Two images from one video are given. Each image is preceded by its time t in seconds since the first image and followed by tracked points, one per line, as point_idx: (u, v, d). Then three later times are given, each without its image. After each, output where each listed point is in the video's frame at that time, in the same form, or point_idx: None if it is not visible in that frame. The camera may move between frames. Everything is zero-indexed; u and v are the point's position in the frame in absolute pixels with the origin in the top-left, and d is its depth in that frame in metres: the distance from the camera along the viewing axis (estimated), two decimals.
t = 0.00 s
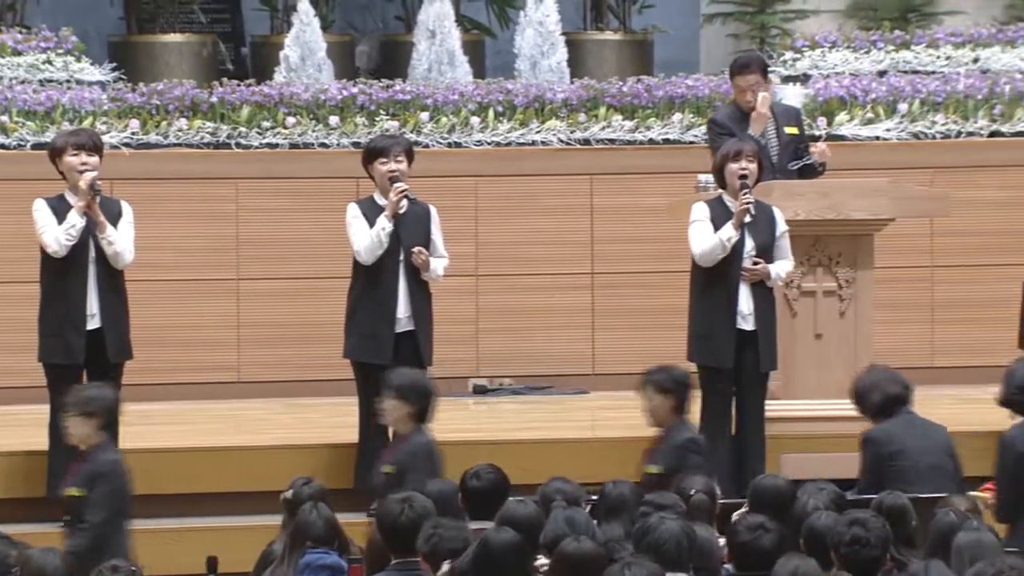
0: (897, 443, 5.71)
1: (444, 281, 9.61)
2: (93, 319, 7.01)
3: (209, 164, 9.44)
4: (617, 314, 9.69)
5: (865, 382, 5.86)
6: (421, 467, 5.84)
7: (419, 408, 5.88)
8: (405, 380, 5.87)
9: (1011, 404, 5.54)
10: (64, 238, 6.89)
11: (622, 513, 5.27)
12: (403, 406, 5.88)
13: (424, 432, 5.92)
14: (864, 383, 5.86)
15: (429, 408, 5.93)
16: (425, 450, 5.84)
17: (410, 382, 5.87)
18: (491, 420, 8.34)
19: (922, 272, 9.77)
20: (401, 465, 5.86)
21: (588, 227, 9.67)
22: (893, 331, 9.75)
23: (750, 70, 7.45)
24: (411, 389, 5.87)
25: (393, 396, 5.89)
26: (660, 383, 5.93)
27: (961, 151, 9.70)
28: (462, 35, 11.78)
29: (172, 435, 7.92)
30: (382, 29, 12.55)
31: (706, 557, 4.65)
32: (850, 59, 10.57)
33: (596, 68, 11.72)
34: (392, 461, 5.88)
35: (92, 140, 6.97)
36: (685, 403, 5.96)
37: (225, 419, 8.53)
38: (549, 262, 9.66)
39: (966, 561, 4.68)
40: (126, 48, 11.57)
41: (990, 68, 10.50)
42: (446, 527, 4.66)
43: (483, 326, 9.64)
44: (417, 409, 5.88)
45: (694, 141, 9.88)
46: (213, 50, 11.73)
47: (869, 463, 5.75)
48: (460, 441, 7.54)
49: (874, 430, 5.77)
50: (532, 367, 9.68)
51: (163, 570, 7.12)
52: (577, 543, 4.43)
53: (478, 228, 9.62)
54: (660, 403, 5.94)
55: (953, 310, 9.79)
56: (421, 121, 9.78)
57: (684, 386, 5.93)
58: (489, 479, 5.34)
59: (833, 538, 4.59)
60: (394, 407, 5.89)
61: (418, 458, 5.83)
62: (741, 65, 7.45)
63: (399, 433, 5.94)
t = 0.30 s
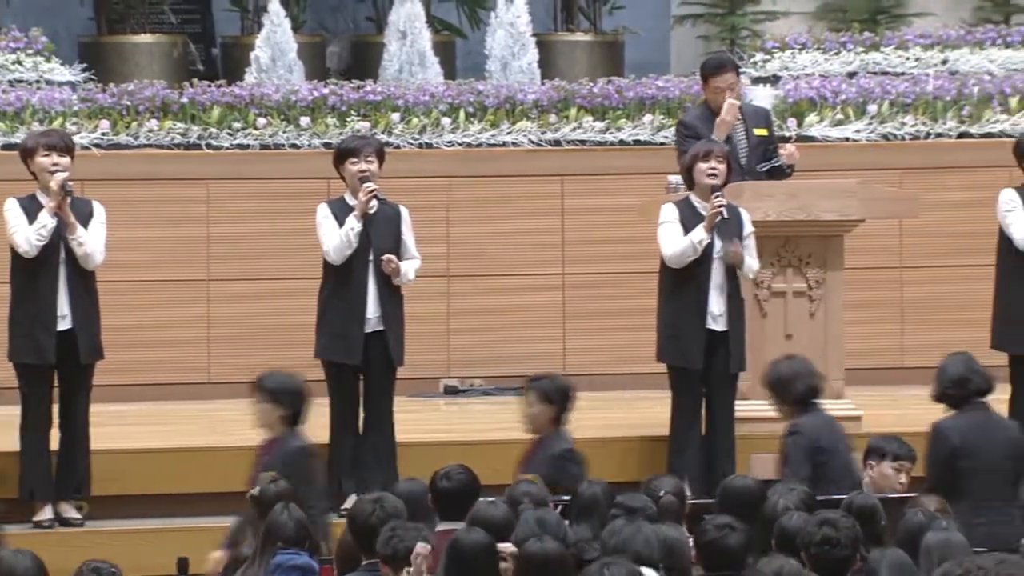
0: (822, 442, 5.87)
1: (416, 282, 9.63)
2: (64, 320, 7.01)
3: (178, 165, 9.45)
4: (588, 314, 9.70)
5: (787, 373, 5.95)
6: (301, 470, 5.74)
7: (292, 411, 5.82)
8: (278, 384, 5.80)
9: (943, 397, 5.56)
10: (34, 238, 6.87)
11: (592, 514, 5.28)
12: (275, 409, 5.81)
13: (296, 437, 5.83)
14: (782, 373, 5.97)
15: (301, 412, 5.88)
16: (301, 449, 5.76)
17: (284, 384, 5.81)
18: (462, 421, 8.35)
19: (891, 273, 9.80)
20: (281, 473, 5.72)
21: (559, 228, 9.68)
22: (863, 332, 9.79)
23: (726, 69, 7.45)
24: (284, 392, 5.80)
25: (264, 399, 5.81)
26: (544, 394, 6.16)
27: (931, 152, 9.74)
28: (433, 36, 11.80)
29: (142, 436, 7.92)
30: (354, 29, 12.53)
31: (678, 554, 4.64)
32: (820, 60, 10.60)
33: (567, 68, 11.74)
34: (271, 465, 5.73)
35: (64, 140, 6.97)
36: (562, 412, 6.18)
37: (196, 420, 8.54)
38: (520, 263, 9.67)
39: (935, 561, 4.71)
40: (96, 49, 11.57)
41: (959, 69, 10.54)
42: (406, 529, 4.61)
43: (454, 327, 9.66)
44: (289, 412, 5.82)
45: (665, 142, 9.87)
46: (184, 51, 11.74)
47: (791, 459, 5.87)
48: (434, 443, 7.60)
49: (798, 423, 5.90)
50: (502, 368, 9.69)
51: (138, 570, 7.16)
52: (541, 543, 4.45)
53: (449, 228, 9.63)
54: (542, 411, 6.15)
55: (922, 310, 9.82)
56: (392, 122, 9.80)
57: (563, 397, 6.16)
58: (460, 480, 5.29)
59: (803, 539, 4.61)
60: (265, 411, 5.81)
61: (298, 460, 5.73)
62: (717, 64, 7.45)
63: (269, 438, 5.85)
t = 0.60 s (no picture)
0: (733, 445, 5.85)
1: (386, 283, 9.63)
2: (31, 322, 7.00)
3: (148, 167, 9.45)
4: (558, 316, 9.72)
5: (699, 370, 5.88)
6: (171, 467, 5.46)
7: (162, 406, 5.54)
8: (148, 379, 5.54)
9: (874, 398, 5.84)
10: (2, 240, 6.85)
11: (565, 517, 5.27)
12: (145, 405, 5.53)
13: (170, 432, 5.55)
14: (695, 370, 5.90)
15: (175, 407, 5.60)
16: (172, 446, 5.47)
17: (152, 380, 5.54)
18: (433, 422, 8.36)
19: (861, 274, 9.83)
20: (150, 469, 5.44)
21: (529, 230, 9.70)
22: (833, 334, 9.81)
23: (702, 74, 7.51)
24: (153, 386, 5.53)
25: (133, 393, 5.54)
26: (426, 390, 5.92)
27: (901, 154, 9.77)
28: (404, 38, 11.81)
29: (112, 437, 7.91)
30: (324, 31, 12.50)
31: (645, 555, 4.73)
32: (790, 62, 10.62)
33: (538, 70, 11.75)
34: (139, 461, 5.45)
35: (34, 142, 6.96)
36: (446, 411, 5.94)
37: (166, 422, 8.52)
38: (490, 264, 9.69)
39: (905, 561, 4.72)
40: (66, 50, 11.55)
41: (929, 71, 10.59)
42: (372, 528, 4.54)
43: (425, 329, 9.67)
44: (159, 408, 5.54)
45: (635, 144, 9.88)
46: (154, 52, 11.73)
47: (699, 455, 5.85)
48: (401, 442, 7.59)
49: (711, 425, 5.87)
50: (473, 369, 9.70)
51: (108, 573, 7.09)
52: (509, 545, 4.46)
53: (420, 230, 9.64)
54: (422, 408, 5.91)
55: (891, 312, 9.84)
56: (362, 123, 9.81)
57: (446, 395, 5.92)
58: (427, 481, 5.28)
59: (772, 539, 4.61)
60: (133, 407, 5.53)
61: (168, 457, 5.45)
62: (693, 69, 7.52)
63: (140, 435, 5.57)
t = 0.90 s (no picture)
0: (620, 451, 5.84)
1: (358, 284, 9.64)
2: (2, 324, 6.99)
3: (120, 168, 9.43)
4: (530, 317, 9.73)
5: (605, 373, 5.82)
6: (33, 477, 5.23)
7: (30, 420, 5.33)
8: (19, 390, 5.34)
9: (790, 402, 5.80)
10: None
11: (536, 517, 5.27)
12: (13, 418, 5.32)
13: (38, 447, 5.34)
14: (596, 372, 5.82)
15: (44, 421, 5.39)
16: (37, 457, 5.25)
17: (22, 392, 5.34)
18: (405, 423, 8.37)
19: (831, 275, 9.86)
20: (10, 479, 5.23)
21: (501, 231, 9.70)
22: (803, 334, 9.85)
23: (680, 75, 7.51)
24: (23, 399, 5.33)
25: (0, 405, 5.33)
26: (303, 389, 5.96)
27: (872, 155, 9.80)
28: (376, 39, 11.83)
29: (83, 439, 7.90)
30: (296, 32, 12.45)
31: (615, 558, 4.63)
32: (761, 64, 10.64)
33: (509, 71, 11.76)
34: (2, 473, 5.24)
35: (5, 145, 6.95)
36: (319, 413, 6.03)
37: (138, 423, 8.52)
38: (461, 265, 9.69)
39: (876, 561, 4.74)
40: (37, 50, 11.54)
41: (899, 73, 10.61)
42: (333, 531, 4.53)
43: (397, 330, 9.67)
44: (28, 421, 5.33)
45: (607, 145, 9.86)
46: (125, 54, 11.73)
47: (599, 451, 5.83)
48: (378, 444, 7.61)
49: (608, 426, 5.85)
50: (444, 370, 9.71)
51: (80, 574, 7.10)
52: (486, 545, 4.48)
53: (392, 231, 9.65)
54: (302, 407, 5.97)
55: (862, 313, 9.87)
56: (334, 124, 9.82)
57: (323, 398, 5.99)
58: (400, 482, 5.30)
59: (744, 540, 4.62)
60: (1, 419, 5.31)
61: (32, 468, 5.23)
62: (672, 70, 7.51)
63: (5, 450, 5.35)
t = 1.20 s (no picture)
0: (516, 452, 5.95)
1: (330, 285, 9.64)
2: None
3: (91, 169, 9.42)
4: (502, 318, 9.74)
5: (499, 380, 6.02)
6: None
7: None
8: None
9: (690, 397, 5.87)
10: None
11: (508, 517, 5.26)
12: None
13: None
14: (490, 378, 6.02)
15: None
16: None
17: None
18: (378, 424, 8.37)
19: (802, 277, 9.89)
20: None
21: (474, 232, 9.72)
22: (774, 335, 9.88)
23: (664, 75, 7.51)
24: None
25: None
26: (178, 399, 6.33)
27: (843, 158, 9.82)
28: (348, 40, 11.84)
29: (53, 440, 7.89)
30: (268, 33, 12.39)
31: (588, 557, 4.58)
32: (733, 66, 10.67)
33: (481, 72, 11.77)
34: None
35: None
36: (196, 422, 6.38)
37: (110, 424, 8.52)
38: (433, 267, 9.71)
39: (846, 562, 4.73)
40: (8, 51, 11.53)
41: (870, 75, 10.63)
42: (308, 532, 4.53)
43: (369, 332, 9.67)
44: None
45: (579, 147, 9.86)
46: (97, 55, 11.72)
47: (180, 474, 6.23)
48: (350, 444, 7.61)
49: (503, 432, 5.97)
50: (416, 371, 9.71)
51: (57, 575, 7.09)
52: (464, 546, 4.49)
53: (364, 232, 9.65)
54: (176, 417, 6.32)
55: (833, 314, 9.89)
56: (306, 126, 9.81)
57: (200, 407, 6.36)
58: (376, 483, 5.29)
59: (716, 540, 4.62)
60: None
61: None
62: (656, 70, 7.51)
63: None
